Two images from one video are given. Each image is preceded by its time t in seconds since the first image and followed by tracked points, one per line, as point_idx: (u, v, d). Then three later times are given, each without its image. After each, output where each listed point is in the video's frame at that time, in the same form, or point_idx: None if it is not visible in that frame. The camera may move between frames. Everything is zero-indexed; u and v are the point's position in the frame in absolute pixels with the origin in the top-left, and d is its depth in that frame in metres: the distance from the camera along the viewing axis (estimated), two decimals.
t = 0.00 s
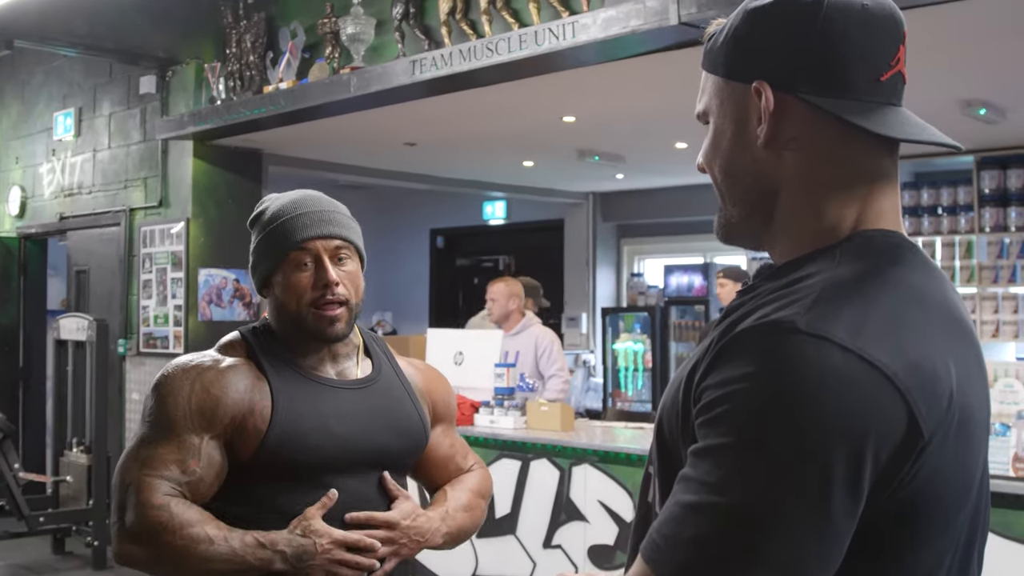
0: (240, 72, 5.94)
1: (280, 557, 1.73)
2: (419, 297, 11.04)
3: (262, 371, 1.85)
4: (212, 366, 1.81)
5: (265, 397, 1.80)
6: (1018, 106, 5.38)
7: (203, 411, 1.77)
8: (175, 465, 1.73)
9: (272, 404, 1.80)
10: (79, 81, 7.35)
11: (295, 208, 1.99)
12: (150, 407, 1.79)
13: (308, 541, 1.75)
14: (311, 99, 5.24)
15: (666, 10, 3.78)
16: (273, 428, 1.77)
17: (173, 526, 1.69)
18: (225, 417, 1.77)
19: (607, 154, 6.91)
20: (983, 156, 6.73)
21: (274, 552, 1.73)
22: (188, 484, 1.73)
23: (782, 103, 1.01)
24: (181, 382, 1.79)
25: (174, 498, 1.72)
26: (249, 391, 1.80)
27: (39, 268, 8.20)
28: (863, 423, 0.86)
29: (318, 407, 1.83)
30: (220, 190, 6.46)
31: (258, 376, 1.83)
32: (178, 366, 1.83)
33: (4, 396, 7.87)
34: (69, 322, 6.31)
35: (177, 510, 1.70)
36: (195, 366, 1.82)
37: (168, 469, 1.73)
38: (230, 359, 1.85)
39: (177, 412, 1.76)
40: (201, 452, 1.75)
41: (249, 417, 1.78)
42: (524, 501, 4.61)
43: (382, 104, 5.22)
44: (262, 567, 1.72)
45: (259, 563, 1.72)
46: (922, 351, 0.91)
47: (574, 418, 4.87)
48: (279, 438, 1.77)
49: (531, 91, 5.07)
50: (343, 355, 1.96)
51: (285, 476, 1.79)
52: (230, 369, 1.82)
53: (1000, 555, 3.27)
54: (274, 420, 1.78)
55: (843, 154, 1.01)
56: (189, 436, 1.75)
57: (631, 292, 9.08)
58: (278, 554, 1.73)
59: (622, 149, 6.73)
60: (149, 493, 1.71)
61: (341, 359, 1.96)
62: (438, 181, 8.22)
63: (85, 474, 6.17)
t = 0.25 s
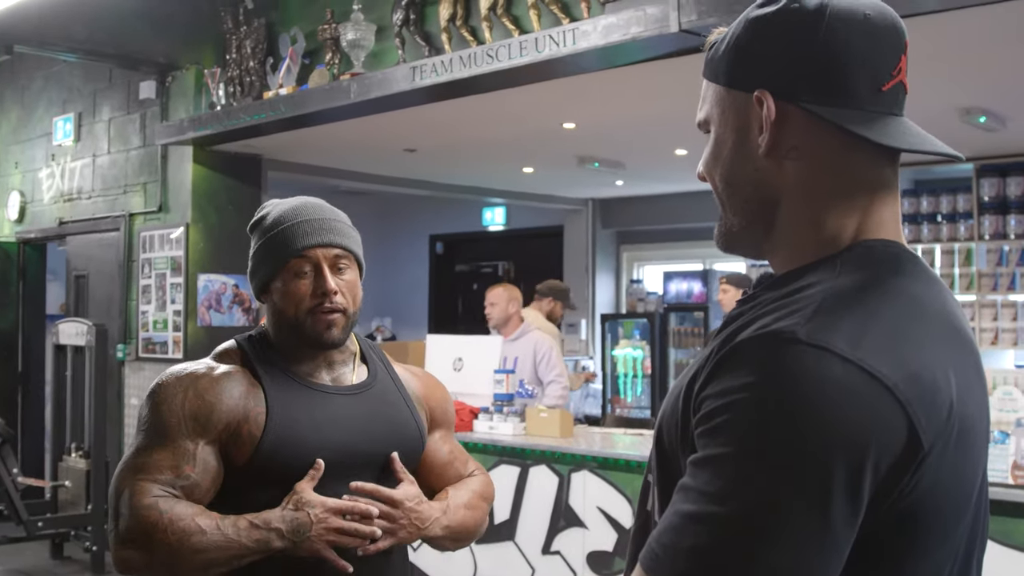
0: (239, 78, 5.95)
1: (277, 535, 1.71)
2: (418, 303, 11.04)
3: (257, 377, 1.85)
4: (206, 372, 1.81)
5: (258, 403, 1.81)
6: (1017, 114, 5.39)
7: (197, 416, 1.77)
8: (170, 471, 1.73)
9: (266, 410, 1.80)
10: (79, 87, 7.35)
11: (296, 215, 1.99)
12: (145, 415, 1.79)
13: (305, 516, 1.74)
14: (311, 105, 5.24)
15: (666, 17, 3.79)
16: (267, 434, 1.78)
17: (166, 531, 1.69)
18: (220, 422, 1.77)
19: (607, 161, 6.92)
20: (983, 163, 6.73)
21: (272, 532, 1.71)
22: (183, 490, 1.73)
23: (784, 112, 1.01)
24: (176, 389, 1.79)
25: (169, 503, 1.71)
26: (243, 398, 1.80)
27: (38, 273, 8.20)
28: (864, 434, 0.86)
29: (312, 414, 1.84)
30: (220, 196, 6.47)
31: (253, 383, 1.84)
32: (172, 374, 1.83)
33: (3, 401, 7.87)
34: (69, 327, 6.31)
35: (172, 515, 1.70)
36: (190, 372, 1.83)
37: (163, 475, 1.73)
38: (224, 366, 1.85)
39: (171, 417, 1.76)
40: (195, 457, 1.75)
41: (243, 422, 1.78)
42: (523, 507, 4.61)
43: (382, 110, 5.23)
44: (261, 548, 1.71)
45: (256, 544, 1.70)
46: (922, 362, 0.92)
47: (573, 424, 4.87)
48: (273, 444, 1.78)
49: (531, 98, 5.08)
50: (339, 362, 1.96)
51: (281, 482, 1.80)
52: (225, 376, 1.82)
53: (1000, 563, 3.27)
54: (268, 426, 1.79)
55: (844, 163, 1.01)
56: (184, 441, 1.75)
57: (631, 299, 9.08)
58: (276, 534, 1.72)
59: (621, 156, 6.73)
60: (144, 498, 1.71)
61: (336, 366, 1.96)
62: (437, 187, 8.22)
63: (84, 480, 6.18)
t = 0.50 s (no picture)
0: (237, 69, 5.94)
1: None
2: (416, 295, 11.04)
3: (251, 371, 1.85)
4: (199, 368, 1.81)
5: (253, 397, 1.81)
6: (1015, 108, 5.39)
7: (194, 414, 1.76)
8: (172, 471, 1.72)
9: (261, 404, 1.81)
10: (75, 77, 7.33)
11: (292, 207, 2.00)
12: (141, 414, 1.78)
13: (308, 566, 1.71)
14: (309, 96, 5.23)
15: (665, 10, 3.78)
16: (262, 428, 1.78)
17: (174, 536, 1.68)
18: (217, 418, 1.77)
19: (604, 154, 6.92)
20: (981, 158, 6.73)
21: None
22: (185, 490, 1.72)
23: (783, 104, 1.01)
24: (171, 387, 1.78)
25: (173, 505, 1.71)
26: (237, 392, 1.80)
27: (35, 263, 8.19)
28: (858, 427, 0.86)
29: (306, 407, 1.84)
30: (217, 187, 6.46)
31: (246, 377, 1.84)
32: (162, 375, 1.82)
33: None
34: (65, 318, 6.31)
35: (178, 519, 1.69)
36: (183, 370, 1.82)
37: (165, 475, 1.72)
38: (218, 361, 1.85)
39: (168, 417, 1.75)
40: (195, 455, 1.74)
41: (240, 417, 1.79)
42: (519, 498, 4.61)
43: (379, 102, 5.22)
44: None
45: None
46: (917, 355, 0.92)
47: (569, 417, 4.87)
48: (267, 437, 1.78)
49: (529, 90, 5.07)
50: (333, 354, 1.96)
51: (275, 475, 1.80)
52: (219, 372, 1.82)
53: (995, 556, 3.28)
54: (262, 420, 1.79)
55: (841, 159, 1.01)
56: (183, 440, 1.75)
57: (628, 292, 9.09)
58: None
59: (619, 148, 6.73)
60: (150, 502, 1.69)
61: (330, 358, 1.96)
62: (435, 179, 8.21)
63: (80, 470, 6.18)
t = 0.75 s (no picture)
0: (233, 64, 5.92)
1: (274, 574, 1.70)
2: (412, 290, 11.04)
3: (248, 366, 1.85)
4: (196, 363, 1.80)
5: (250, 392, 1.81)
6: (1012, 105, 5.39)
7: (191, 408, 1.76)
8: (169, 466, 1.71)
9: (259, 399, 1.80)
10: (72, 72, 7.32)
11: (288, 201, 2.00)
12: (137, 408, 1.78)
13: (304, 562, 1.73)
14: (305, 91, 5.23)
15: (662, 6, 3.78)
16: (260, 424, 1.78)
17: (172, 532, 1.67)
18: (214, 412, 1.76)
19: (601, 150, 6.92)
20: (978, 154, 6.74)
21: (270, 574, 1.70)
22: (183, 484, 1.72)
23: (780, 100, 1.01)
24: (168, 381, 1.78)
25: (170, 501, 1.70)
26: (236, 386, 1.80)
27: (31, 258, 8.18)
28: (853, 423, 0.86)
29: (304, 402, 1.84)
30: (214, 182, 6.46)
31: (244, 372, 1.84)
32: (160, 368, 1.81)
33: None
34: (61, 313, 6.32)
35: (176, 514, 1.69)
36: (180, 364, 1.81)
37: (162, 470, 1.71)
38: (216, 356, 1.85)
39: (165, 411, 1.75)
40: (193, 450, 1.74)
41: (237, 411, 1.78)
42: (515, 495, 4.62)
43: (376, 97, 5.22)
44: None
45: None
46: (911, 352, 0.92)
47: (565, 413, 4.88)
48: (266, 432, 1.78)
49: (525, 86, 5.07)
50: (329, 350, 1.96)
51: (272, 471, 1.80)
52: (216, 366, 1.81)
53: (990, 552, 3.28)
54: (260, 415, 1.79)
55: (838, 155, 1.01)
56: (180, 435, 1.74)
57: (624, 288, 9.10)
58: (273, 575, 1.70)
59: (616, 144, 6.73)
60: (147, 497, 1.69)
61: (326, 353, 1.96)
62: (431, 175, 8.21)
63: (76, 466, 6.18)
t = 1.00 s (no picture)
0: (231, 61, 5.92)
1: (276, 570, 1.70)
2: (409, 287, 11.04)
3: (247, 363, 1.85)
4: (196, 360, 1.81)
5: (251, 389, 1.81)
6: (1010, 103, 5.40)
7: (191, 404, 1.76)
8: (170, 464, 1.71)
9: (259, 395, 1.81)
10: (69, 68, 7.32)
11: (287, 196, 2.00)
12: (137, 405, 1.77)
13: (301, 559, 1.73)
14: (303, 88, 5.23)
15: (660, 3, 3.78)
16: (260, 421, 1.78)
17: (175, 529, 1.68)
18: (214, 408, 1.76)
19: (599, 147, 6.92)
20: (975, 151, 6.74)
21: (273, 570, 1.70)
22: (184, 481, 1.72)
23: (779, 97, 1.01)
24: (167, 377, 1.78)
25: (171, 498, 1.70)
26: (237, 382, 1.81)
27: (28, 255, 8.19)
28: (852, 419, 0.87)
29: (303, 399, 1.85)
30: (212, 179, 6.45)
31: (244, 369, 1.84)
32: (158, 365, 1.81)
33: None
34: (59, 309, 6.34)
35: (177, 511, 1.69)
36: (179, 361, 1.81)
37: (163, 468, 1.71)
38: (215, 353, 1.85)
39: (165, 408, 1.74)
40: (193, 446, 1.74)
41: (237, 408, 1.78)
42: (512, 492, 4.62)
43: (374, 94, 5.22)
44: None
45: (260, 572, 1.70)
46: (909, 348, 0.92)
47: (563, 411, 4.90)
48: (266, 429, 1.78)
49: (523, 83, 5.07)
50: (328, 345, 1.96)
51: (271, 468, 1.80)
52: (215, 363, 1.81)
53: (987, 549, 3.28)
54: (260, 411, 1.79)
55: (837, 152, 1.01)
56: (180, 431, 1.74)
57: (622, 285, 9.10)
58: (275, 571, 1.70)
59: (613, 141, 6.73)
60: (148, 495, 1.69)
61: (325, 349, 1.96)
62: (429, 172, 8.21)
63: (73, 462, 6.18)
